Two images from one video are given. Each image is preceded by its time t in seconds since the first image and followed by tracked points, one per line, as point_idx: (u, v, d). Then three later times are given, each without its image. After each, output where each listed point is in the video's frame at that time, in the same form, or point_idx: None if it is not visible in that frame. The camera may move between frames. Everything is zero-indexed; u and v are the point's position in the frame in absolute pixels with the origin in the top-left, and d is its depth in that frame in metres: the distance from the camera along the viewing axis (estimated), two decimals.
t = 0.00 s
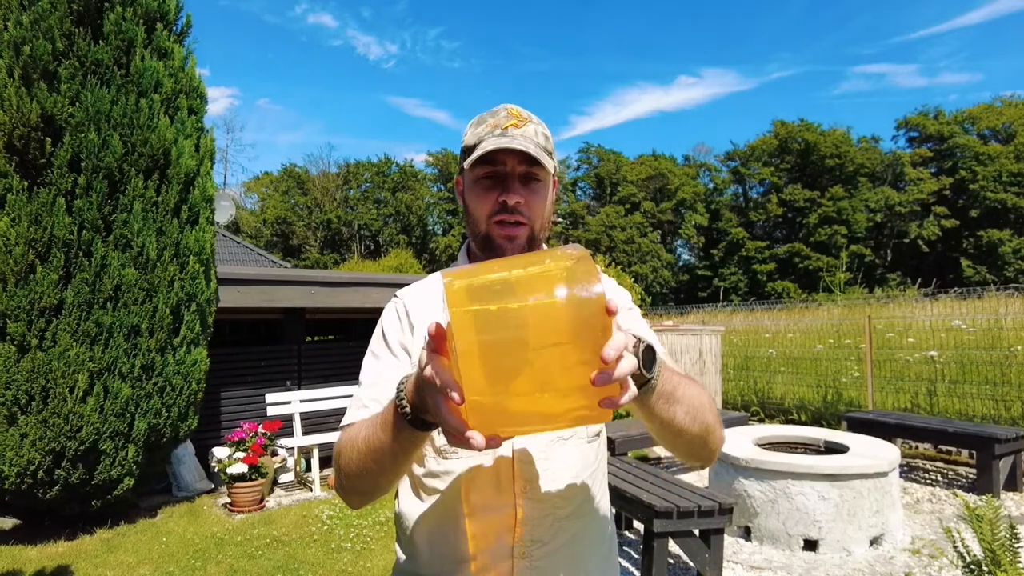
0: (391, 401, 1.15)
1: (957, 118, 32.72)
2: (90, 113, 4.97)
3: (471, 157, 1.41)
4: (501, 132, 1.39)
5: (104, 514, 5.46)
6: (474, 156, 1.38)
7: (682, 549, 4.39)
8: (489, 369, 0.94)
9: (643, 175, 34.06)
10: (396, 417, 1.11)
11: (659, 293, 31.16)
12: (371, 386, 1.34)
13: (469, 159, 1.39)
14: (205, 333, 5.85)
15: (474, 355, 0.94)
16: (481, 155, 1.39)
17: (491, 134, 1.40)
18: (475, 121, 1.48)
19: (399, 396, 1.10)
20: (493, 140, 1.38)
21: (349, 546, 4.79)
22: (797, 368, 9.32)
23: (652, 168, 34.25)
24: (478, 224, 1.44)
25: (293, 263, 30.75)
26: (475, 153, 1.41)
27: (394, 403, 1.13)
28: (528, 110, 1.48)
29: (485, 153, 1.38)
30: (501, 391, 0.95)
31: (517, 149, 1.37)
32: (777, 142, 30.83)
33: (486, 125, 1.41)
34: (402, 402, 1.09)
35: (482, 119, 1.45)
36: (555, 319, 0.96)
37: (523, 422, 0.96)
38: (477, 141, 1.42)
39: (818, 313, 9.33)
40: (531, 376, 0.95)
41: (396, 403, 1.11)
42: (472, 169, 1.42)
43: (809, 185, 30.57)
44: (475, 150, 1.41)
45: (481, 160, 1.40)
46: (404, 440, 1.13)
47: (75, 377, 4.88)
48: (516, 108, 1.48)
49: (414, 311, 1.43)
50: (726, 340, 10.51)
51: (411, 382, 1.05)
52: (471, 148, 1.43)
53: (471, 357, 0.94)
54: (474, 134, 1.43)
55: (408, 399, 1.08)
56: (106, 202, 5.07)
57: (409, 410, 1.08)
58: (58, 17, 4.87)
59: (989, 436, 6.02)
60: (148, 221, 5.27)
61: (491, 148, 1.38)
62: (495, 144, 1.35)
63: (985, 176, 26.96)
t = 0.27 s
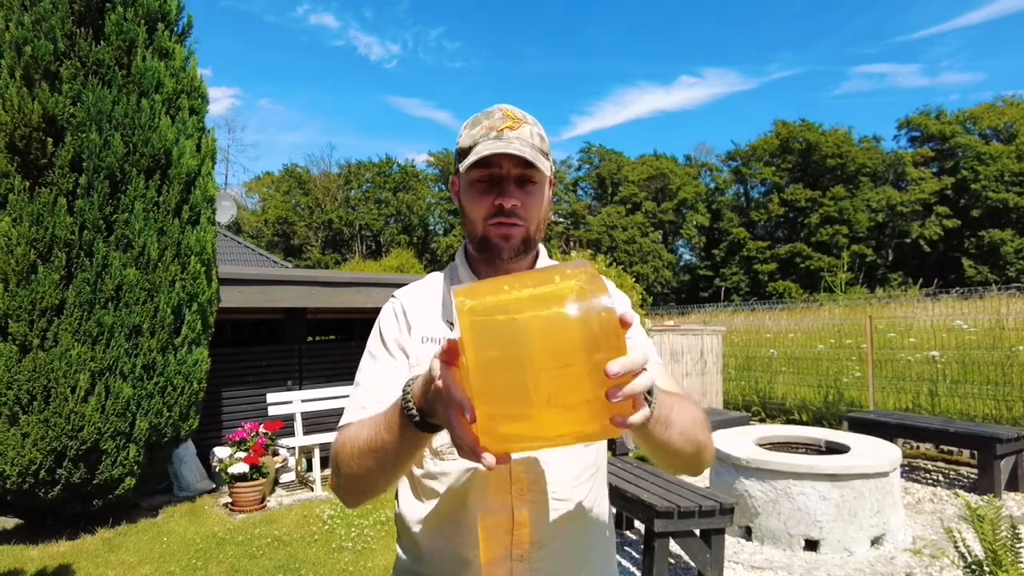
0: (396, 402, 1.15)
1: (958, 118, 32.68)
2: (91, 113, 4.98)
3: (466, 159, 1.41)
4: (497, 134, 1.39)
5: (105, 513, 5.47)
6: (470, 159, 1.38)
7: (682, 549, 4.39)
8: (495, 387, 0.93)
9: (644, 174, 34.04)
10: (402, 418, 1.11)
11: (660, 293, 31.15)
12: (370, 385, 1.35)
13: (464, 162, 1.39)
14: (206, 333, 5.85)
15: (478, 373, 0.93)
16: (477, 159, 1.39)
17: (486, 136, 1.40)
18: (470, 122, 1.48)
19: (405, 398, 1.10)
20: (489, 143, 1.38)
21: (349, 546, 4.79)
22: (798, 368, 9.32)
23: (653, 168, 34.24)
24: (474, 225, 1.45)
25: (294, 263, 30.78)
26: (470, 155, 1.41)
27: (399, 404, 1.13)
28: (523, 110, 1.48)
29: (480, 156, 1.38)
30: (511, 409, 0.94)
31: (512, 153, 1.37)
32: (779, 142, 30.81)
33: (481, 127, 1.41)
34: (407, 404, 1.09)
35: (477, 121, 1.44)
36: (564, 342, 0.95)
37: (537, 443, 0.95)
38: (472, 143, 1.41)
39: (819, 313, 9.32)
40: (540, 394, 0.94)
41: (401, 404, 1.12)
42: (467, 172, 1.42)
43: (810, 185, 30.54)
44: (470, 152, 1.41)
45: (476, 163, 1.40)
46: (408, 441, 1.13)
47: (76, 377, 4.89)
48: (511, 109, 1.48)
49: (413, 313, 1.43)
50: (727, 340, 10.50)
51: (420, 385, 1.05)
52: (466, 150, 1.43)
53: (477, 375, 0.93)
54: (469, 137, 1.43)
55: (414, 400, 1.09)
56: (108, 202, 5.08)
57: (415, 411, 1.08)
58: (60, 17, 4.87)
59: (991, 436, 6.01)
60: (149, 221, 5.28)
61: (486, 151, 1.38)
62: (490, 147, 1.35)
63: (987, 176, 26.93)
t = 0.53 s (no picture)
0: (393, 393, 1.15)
1: (960, 118, 32.64)
2: (92, 113, 4.98)
3: (471, 160, 1.42)
4: (502, 136, 1.40)
5: (106, 513, 5.47)
6: (476, 160, 1.38)
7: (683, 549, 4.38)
8: (487, 388, 0.91)
9: (645, 174, 34.01)
10: (398, 409, 1.11)
11: (661, 293, 31.13)
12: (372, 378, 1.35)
13: (471, 163, 1.39)
14: (207, 333, 5.85)
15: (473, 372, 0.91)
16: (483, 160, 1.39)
17: (492, 138, 1.40)
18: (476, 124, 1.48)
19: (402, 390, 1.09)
20: (494, 144, 1.39)
21: (350, 546, 4.79)
22: (799, 368, 9.31)
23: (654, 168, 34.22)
24: (478, 227, 1.45)
25: (295, 264, 30.81)
26: (475, 156, 1.41)
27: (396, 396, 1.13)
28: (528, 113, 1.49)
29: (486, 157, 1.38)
30: (494, 416, 0.91)
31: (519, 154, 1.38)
32: (780, 142, 30.79)
33: (487, 128, 1.41)
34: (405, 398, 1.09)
35: (483, 123, 1.45)
36: (570, 355, 0.92)
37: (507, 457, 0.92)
38: (477, 144, 1.42)
39: (820, 313, 9.31)
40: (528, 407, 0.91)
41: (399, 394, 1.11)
42: (473, 173, 1.42)
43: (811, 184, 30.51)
44: (476, 153, 1.41)
45: (482, 164, 1.41)
46: (405, 433, 1.13)
47: (77, 377, 4.89)
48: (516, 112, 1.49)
49: (416, 308, 1.43)
50: (728, 340, 10.49)
51: (417, 374, 1.05)
52: (472, 151, 1.43)
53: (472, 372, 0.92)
54: (474, 138, 1.43)
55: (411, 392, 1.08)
56: (108, 202, 5.08)
57: (413, 403, 1.08)
58: (61, 17, 4.87)
59: (992, 436, 6.00)
60: (150, 221, 5.28)
61: (492, 152, 1.38)
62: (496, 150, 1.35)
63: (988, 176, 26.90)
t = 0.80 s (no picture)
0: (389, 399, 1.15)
1: (961, 117, 32.62)
2: (93, 113, 4.98)
3: (479, 165, 1.42)
4: (511, 141, 1.39)
5: (107, 512, 5.47)
6: (484, 165, 1.38)
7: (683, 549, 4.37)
8: (492, 394, 0.89)
9: (646, 174, 33.98)
10: (394, 416, 1.11)
11: (662, 293, 31.11)
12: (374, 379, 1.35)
13: (479, 168, 1.39)
14: (207, 333, 5.85)
15: (480, 376, 0.89)
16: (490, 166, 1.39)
17: (501, 143, 1.40)
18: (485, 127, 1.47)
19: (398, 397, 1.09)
20: (502, 149, 1.38)
21: (350, 546, 4.78)
22: (800, 368, 9.30)
23: (655, 167, 34.20)
24: (484, 231, 1.45)
25: (296, 264, 30.82)
26: (484, 161, 1.41)
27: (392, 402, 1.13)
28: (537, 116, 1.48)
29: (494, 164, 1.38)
30: (497, 423, 0.89)
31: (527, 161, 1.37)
32: (781, 142, 30.78)
33: (495, 132, 1.41)
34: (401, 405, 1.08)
35: (492, 126, 1.44)
36: (579, 362, 0.91)
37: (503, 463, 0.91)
38: (485, 148, 1.41)
39: (821, 313, 9.30)
40: (532, 417, 0.90)
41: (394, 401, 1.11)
42: (481, 178, 1.42)
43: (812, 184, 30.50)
44: (484, 158, 1.41)
45: (490, 169, 1.41)
46: (401, 439, 1.13)
47: (78, 377, 4.89)
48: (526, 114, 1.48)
49: (419, 309, 1.43)
50: (729, 340, 10.48)
51: (412, 383, 1.04)
52: (480, 156, 1.42)
53: (479, 375, 0.90)
54: (483, 142, 1.42)
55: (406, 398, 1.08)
56: (109, 202, 5.08)
57: (406, 412, 1.08)
58: (62, 17, 4.88)
59: (993, 436, 6.00)
60: (151, 221, 5.28)
61: (500, 158, 1.38)
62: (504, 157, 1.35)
63: (989, 176, 26.89)
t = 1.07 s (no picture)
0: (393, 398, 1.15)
1: (962, 117, 32.59)
2: (94, 113, 4.98)
3: (480, 169, 1.41)
4: (512, 146, 1.39)
5: (107, 512, 5.47)
6: (484, 171, 1.38)
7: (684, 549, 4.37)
8: (493, 391, 0.89)
9: (647, 174, 33.96)
10: (397, 415, 1.11)
11: (662, 293, 31.09)
12: (377, 381, 1.35)
13: (479, 174, 1.38)
14: (208, 333, 5.85)
15: (482, 371, 0.89)
16: (491, 171, 1.38)
17: (501, 149, 1.39)
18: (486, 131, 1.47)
19: (402, 396, 1.09)
20: (504, 154, 1.38)
21: (351, 546, 4.78)
22: (801, 368, 9.29)
23: (656, 167, 34.17)
24: (485, 235, 1.45)
25: (297, 264, 30.83)
26: (484, 166, 1.40)
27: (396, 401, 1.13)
28: (539, 120, 1.48)
29: (494, 170, 1.38)
30: (496, 420, 0.89)
31: (527, 166, 1.37)
32: (782, 142, 30.77)
33: (497, 137, 1.40)
34: (405, 403, 1.08)
35: (493, 130, 1.44)
36: (581, 364, 0.91)
37: (500, 461, 0.91)
38: (486, 153, 1.41)
39: (822, 313, 9.29)
40: (532, 418, 0.90)
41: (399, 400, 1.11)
42: (481, 183, 1.42)
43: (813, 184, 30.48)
44: (485, 163, 1.41)
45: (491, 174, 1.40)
46: (404, 438, 1.13)
47: (78, 377, 4.89)
48: (527, 118, 1.47)
49: (422, 310, 1.43)
50: (730, 340, 10.47)
51: (416, 383, 1.04)
52: (481, 161, 1.42)
53: (480, 372, 0.90)
54: (483, 146, 1.42)
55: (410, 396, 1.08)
56: (109, 202, 5.08)
57: (410, 411, 1.08)
58: (62, 17, 4.88)
59: (995, 436, 5.99)
60: (151, 221, 5.28)
61: (499, 164, 1.37)
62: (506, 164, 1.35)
63: (990, 175, 26.87)
